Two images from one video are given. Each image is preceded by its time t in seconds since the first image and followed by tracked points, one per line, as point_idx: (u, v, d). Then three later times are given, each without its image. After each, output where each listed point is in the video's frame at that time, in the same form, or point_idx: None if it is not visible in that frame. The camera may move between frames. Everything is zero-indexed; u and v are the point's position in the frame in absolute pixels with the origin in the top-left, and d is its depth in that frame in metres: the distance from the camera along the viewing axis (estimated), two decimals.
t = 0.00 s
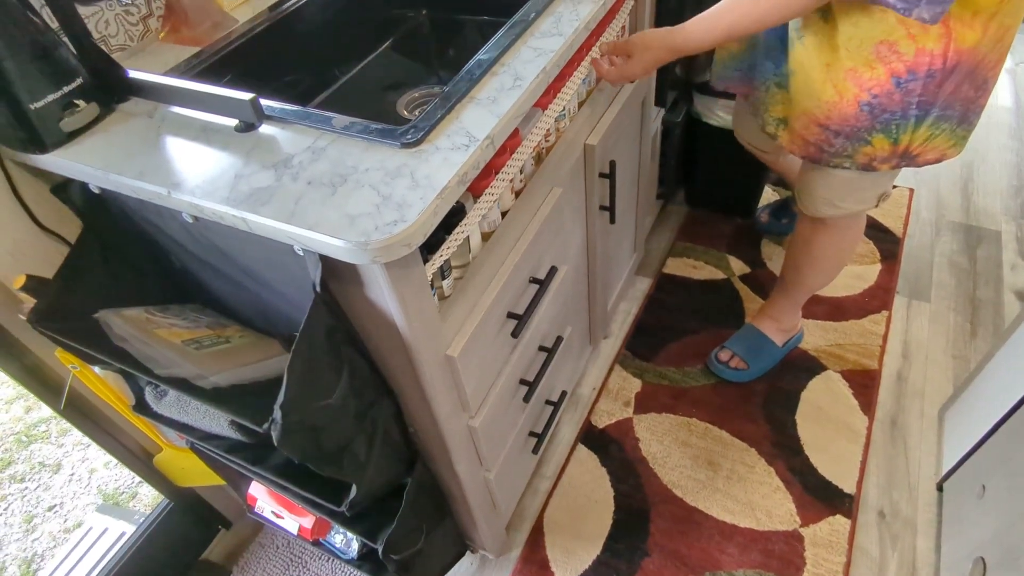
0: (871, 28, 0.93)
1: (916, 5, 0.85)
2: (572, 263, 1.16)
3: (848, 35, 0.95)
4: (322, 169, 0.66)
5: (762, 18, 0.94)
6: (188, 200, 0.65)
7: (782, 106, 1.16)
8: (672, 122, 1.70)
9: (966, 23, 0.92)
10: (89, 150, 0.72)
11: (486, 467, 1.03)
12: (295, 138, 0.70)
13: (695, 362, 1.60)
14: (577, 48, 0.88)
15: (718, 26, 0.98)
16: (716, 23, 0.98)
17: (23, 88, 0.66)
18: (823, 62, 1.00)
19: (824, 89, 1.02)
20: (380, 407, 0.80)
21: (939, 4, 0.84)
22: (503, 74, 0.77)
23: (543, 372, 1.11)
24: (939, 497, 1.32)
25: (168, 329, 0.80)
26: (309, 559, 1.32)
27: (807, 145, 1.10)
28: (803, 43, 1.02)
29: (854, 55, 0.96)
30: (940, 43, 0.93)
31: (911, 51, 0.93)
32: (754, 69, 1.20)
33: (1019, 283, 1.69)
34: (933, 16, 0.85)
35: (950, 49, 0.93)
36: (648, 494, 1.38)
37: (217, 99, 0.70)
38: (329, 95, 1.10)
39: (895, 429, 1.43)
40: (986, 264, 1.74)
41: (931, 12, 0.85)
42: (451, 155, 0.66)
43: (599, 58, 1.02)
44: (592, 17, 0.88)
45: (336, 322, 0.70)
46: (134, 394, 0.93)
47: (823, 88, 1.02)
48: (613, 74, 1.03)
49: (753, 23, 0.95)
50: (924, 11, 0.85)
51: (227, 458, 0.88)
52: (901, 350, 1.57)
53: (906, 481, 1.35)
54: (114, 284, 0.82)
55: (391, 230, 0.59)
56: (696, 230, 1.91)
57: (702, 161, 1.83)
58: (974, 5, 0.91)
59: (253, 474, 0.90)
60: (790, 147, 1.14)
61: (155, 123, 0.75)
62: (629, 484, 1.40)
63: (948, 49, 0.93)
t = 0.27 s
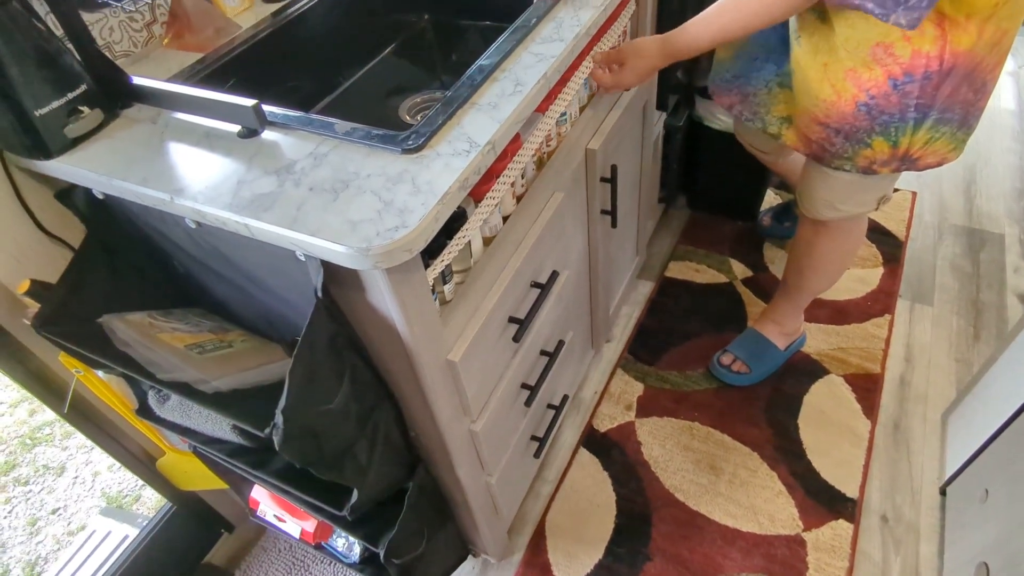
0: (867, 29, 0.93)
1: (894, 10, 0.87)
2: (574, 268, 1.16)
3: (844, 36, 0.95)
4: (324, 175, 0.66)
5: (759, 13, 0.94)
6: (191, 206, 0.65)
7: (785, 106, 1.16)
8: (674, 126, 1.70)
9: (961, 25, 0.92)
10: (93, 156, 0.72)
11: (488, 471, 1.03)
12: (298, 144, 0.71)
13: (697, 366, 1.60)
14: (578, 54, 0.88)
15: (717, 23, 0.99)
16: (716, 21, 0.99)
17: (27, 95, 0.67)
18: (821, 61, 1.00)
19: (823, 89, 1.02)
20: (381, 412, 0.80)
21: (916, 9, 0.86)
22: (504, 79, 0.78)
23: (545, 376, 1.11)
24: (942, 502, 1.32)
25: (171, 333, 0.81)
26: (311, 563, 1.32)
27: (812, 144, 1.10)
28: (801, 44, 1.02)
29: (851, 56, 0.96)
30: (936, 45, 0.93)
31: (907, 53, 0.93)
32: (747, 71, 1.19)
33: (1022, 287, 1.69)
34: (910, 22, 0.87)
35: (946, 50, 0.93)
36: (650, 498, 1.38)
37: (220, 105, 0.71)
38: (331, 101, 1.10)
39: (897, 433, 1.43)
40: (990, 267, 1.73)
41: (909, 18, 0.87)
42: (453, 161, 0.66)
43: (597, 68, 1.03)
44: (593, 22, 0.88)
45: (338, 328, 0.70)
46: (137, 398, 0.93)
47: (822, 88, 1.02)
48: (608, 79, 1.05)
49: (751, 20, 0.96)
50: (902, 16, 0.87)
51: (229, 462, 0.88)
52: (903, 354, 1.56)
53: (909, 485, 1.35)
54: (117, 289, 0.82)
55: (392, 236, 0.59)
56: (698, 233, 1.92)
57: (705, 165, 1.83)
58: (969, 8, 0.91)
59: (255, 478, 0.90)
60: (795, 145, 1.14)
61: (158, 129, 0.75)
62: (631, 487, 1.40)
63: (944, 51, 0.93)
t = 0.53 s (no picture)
0: (868, 34, 0.93)
1: (898, 21, 0.85)
2: (577, 274, 1.16)
3: (846, 41, 0.95)
4: (328, 183, 0.66)
5: (765, 16, 0.96)
6: (196, 213, 0.66)
7: (783, 115, 1.14)
8: (677, 132, 1.70)
9: (962, 31, 0.92)
10: (99, 164, 0.73)
11: (491, 478, 1.03)
12: (303, 151, 0.71)
13: (700, 372, 1.60)
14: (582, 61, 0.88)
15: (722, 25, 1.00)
16: (720, 27, 1.01)
17: (34, 103, 0.67)
18: (822, 68, 1.00)
19: (823, 95, 1.02)
20: (385, 419, 0.80)
21: (920, 20, 0.84)
22: (508, 87, 0.78)
23: (548, 382, 1.11)
24: (948, 510, 1.31)
25: (176, 340, 0.81)
26: (314, 569, 1.32)
27: (812, 151, 1.11)
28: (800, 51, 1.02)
29: (851, 62, 0.96)
30: (937, 51, 0.92)
31: (908, 59, 0.93)
32: (744, 79, 1.18)
33: None
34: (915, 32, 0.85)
35: (947, 56, 0.93)
36: (653, 505, 1.38)
37: (225, 113, 0.71)
38: (336, 107, 1.10)
39: (902, 441, 1.42)
40: (994, 273, 1.73)
41: (914, 28, 0.85)
42: (457, 169, 0.66)
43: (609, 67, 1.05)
44: (597, 29, 0.89)
45: (342, 335, 0.70)
46: (141, 403, 0.93)
47: (822, 95, 1.02)
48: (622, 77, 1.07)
49: (758, 23, 0.98)
50: (906, 27, 0.85)
51: (233, 468, 0.88)
52: (908, 360, 1.56)
53: (914, 493, 1.34)
54: (122, 296, 0.82)
55: (396, 245, 0.59)
56: (701, 239, 1.91)
57: (708, 170, 1.83)
58: (970, 14, 0.91)
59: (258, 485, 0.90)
60: (794, 155, 1.14)
61: (164, 137, 0.75)
62: (634, 494, 1.39)
63: (945, 56, 0.93)
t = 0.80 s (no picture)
0: (874, 45, 0.93)
1: (904, 30, 0.84)
2: (580, 283, 1.16)
3: (852, 51, 0.96)
4: (333, 194, 0.67)
5: (769, 27, 0.96)
6: (201, 224, 0.66)
7: (785, 127, 1.15)
8: (681, 141, 1.69)
9: (967, 39, 0.92)
10: (105, 174, 0.73)
11: (494, 487, 1.03)
12: (307, 162, 0.71)
13: (704, 381, 1.59)
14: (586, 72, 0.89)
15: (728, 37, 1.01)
16: (724, 39, 1.01)
17: (42, 114, 0.68)
18: (827, 77, 1.00)
19: (828, 104, 1.02)
20: (388, 429, 0.80)
21: (927, 29, 0.83)
22: (512, 99, 0.78)
23: (552, 392, 1.10)
24: (953, 521, 1.30)
25: (180, 349, 0.81)
26: None
27: (815, 162, 1.11)
28: (804, 61, 1.03)
29: (857, 72, 0.97)
30: (942, 59, 0.93)
31: (913, 67, 0.93)
32: (748, 91, 1.18)
33: None
34: (922, 41, 0.84)
35: (953, 64, 0.93)
36: (657, 514, 1.37)
37: (231, 124, 0.72)
38: (341, 116, 1.11)
39: (907, 451, 1.42)
40: (999, 282, 1.72)
41: (920, 36, 0.84)
42: (461, 180, 0.66)
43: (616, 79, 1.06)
44: (601, 41, 0.89)
45: (346, 345, 0.70)
46: (145, 412, 0.93)
47: (827, 105, 1.02)
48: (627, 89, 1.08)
49: (761, 34, 0.98)
50: (913, 36, 0.84)
51: (236, 477, 0.88)
52: (913, 370, 1.55)
53: (919, 503, 1.34)
54: (126, 305, 0.82)
55: (401, 256, 0.59)
56: (705, 247, 1.91)
57: (712, 179, 1.83)
58: (974, 22, 0.91)
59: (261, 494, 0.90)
60: (796, 165, 1.14)
61: (169, 147, 0.76)
62: (638, 504, 1.39)
63: (950, 65, 0.93)
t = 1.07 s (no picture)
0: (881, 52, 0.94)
1: (900, 39, 0.84)
2: (583, 290, 1.16)
3: (858, 58, 0.96)
4: (337, 203, 0.67)
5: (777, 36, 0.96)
6: (205, 232, 0.66)
7: (792, 133, 1.14)
8: (683, 148, 1.69)
9: (972, 45, 0.92)
10: (110, 182, 0.74)
11: (496, 495, 1.03)
12: (311, 171, 0.72)
13: (706, 388, 1.59)
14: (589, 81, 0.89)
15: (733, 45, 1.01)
16: (727, 47, 1.02)
17: (48, 123, 0.68)
18: (834, 83, 1.00)
19: (834, 111, 1.02)
20: (390, 436, 0.80)
21: (922, 38, 0.84)
22: (516, 107, 0.78)
23: (554, 399, 1.10)
24: (957, 529, 1.30)
25: (183, 356, 0.81)
26: None
27: (821, 168, 1.11)
28: (810, 67, 1.03)
29: (864, 78, 0.97)
30: (949, 65, 0.93)
31: (920, 73, 0.93)
32: (754, 98, 1.17)
33: None
34: (918, 50, 0.85)
35: (959, 70, 0.93)
36: (659, 522, 1.37)
37: (235, 133, 0.72)
38: (345, 123, 1.11)
39: (910, 459, 1.41)
40: (1003, 290, 1.72)
41: (916, 45, 0.85)
42: (465, 189, 0.67)
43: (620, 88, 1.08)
44: (605, 50, 0.89)
45: (348, 353, 0.71)
46: (148, 419, 0.93)
47: (834, 111, 1.02)
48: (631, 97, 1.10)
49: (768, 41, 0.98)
50: (909, 45, 0.85)
51: (238, 484, 0.88)
52: (916, 378, 1.55)
53: (923, 512, 1.33)
54: (130, 312, 0.83)
55: (405, 265, 0.59)
56: (708, 254, 1.91)
57: (715, 186, 1.83)
58: (980, 29, 0.91)
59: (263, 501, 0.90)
60: (803, 170, 1.14)
61: (174, 156, 0.76)
62: (640, 512, 1.39)
63: (957, 70, 0.93)
